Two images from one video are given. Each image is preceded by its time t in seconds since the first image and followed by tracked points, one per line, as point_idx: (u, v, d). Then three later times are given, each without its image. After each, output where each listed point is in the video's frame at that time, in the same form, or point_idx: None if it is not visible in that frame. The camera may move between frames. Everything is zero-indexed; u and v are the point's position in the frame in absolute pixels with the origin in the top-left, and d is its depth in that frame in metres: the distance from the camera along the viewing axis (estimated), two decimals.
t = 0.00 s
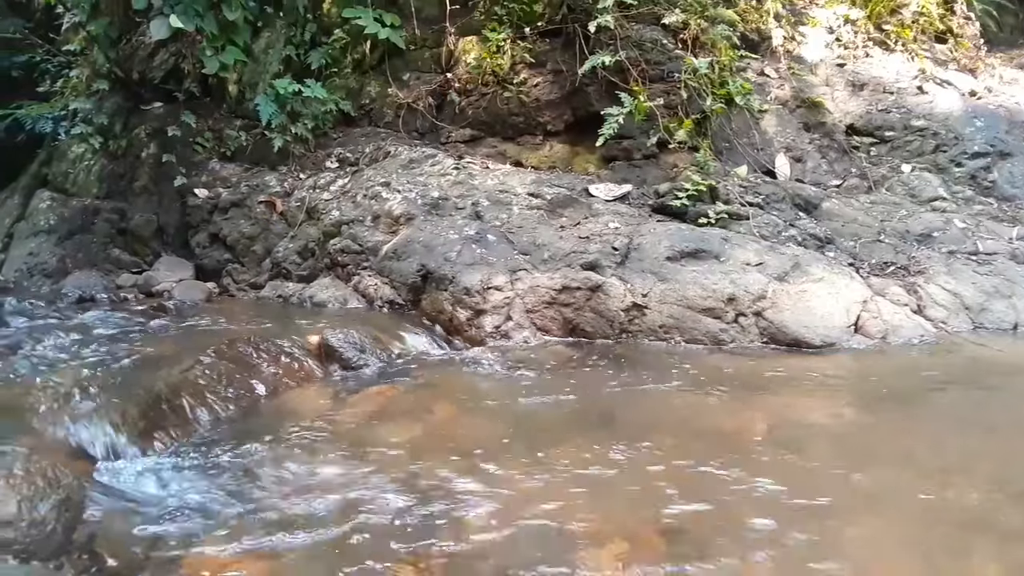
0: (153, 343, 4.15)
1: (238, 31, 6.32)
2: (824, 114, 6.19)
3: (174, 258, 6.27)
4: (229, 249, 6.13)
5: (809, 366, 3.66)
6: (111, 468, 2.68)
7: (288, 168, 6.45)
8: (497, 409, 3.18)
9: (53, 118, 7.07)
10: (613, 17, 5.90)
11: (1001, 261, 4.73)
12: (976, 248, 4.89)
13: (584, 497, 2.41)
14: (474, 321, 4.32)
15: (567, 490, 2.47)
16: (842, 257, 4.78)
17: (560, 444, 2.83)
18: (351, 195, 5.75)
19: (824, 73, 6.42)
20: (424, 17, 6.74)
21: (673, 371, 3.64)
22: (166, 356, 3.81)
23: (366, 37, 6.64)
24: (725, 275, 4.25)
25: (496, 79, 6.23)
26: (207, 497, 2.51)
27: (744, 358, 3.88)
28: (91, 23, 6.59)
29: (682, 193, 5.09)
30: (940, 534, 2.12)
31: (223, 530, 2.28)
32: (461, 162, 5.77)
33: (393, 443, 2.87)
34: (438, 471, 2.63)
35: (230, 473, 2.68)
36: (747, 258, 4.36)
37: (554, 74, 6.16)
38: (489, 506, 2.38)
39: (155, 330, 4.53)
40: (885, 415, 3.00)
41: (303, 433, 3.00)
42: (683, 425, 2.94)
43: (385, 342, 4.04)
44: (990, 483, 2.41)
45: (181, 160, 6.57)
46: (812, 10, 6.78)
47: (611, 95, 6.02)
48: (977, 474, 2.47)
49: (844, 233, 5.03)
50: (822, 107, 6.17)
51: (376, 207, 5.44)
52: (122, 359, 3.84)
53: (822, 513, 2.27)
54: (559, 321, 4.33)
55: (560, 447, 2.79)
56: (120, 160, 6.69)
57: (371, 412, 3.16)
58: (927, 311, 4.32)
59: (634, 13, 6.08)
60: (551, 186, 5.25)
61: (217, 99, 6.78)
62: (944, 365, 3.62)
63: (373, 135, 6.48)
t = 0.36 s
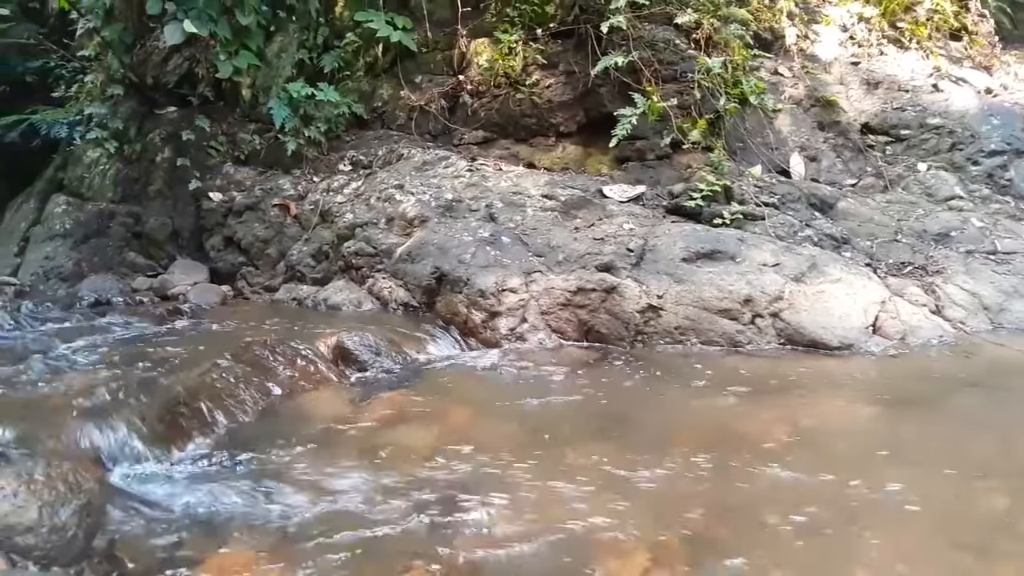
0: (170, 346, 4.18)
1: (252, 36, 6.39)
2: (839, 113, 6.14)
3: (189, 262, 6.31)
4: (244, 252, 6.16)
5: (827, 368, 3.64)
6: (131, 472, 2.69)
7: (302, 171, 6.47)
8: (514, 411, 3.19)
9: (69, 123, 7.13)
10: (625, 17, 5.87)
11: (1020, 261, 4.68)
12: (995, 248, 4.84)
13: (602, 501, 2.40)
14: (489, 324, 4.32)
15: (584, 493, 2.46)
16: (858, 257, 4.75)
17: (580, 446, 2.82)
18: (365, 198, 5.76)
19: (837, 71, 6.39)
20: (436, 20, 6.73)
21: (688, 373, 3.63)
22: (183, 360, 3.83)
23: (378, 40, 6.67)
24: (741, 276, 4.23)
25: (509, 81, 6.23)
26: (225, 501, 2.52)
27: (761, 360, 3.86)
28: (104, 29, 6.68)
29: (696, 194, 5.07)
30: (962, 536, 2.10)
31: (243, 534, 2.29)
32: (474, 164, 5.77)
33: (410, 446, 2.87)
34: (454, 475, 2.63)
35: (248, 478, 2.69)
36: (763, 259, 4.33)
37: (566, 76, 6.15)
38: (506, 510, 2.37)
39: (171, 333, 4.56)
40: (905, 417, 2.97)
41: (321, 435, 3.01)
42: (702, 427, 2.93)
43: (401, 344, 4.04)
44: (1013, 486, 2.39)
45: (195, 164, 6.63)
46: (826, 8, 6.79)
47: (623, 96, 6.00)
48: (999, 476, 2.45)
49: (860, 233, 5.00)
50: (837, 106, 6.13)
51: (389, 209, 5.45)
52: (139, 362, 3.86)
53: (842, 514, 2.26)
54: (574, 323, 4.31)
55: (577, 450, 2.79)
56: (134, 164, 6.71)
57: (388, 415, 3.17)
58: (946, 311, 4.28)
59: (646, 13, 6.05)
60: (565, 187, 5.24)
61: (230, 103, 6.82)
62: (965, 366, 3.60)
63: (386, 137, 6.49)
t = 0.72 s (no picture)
0: (184, 348, 4.21)
1: (264, 40, 6.40)
2: (853, 113, 6.10)
3: (203, 264, 6.35)
4: (257, 255, 6.19)
5: (844, 370, 3.62)
6: (148, 475, 2.71)
7: (314, 174, 6.49)
8: (529, 413, 3.18)
9: (83, 127, 7.20)
10: (636, 18, 5.87)
11: None
12: (1012, 248, 4.79)
13: (618, 503, 2.39)
14: (503, 326, 4.32)
15: (600, 496, 2.45)
16: (874, 257, 4.71)
17: (596, 449, 2.81)
18: (377, 200, 5.77)
19: (851, 71, 6.35)
20: (447, 22, 6.74)
21: (703, 375, 3.62)
22: (198, 362, 3.85)
23: (390, 42, 6.67)
24: (756, 277, 4.21)
25: (520, 83, 6.22)
26: (241, 504, 2.53)
27: (777, 362, 3.83)
28: (118, 33, 6.68)
29: (709, 195, 5.05)
30: (984, 539, 2.09)
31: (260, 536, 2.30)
32: (486, 166, 5.78)
33: (425, 449, 2.87)
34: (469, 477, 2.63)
35: (263, 480, 2.70)
36: (778, 260, 4.31)
37: (578, 77, 6.13)
38: (522, 513, 2.37)
39: (186, 336, 4.58)
40: (923, 418, 2.95)
41: (336, 438, 3.02)
42: (718, 429, 2.92)
43: (415, 346, 4.04)
44: None
45: (208, 167, 6.65)
46: (838, 7, 6.73)
47: (635, 97, 6.00)
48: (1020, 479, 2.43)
49: (875, 234, 4.96)
50: (850, 105, 6.10)
51: (402, 212, 5.44)
52: (153, 365, 3.88)
53: (860, 515, 2.25)
54: (588, 325, 4.31)
55: (594, 452, 2.78)
56: (148, 168, 6.73)
57: (402, 417, 3.17)
58: (963, 312, 4.24)
59: (658, 13, 6.05)
60: (577, 189, 5.24)
61: (243, 107, 6.85)
62: (982, 367, 3.57)
63: (398, 140, 6.50)
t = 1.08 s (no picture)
0: (198, 345, 4.22)
1: (275, 37, 6.36)
2: (867, 108, 6.07)
3: (215, 261, 6.37)
4: (270, 252, 6.20)
5: (860, 367, 3.59)
6: (163, 471, 2.72)
7: (326, 171, 6.49)
8: (543, 410, 3.18)
9: (96, 125, 7.25)
10: (649, 13, 5.85)
11: None
12: None
13: (632, 500, 2.39)
14: (516, 322, 4.32)
15: (614, 493, 2.44)
16: (889, 254, 4.68)
17: (611, 446, 2.80)
18: (389, 197, 5.77)
19: (865, 65, 6.29)
20: (458, 19, 6.73)
21: (717, 372, 3.60)
22: (211, 359, 3.86)
23: (401, 40, 6.68)
24: (771, 274, 4.19)
25: (531, 79, 6.21)
26: (256, 500, 2.53)
27: (792, 359, 3.81)
28: (131, 33, 6.67)
29: (723, 191, 5.03)
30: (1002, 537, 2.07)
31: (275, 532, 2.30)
32: (498, 162, 5.76)
33: (440, 445, 2.87)
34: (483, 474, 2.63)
35: (277, 476, 2.70)
36: (793, 257, 4.28)
37: (590, 73, 6.12)
38: (536, 509, 2.37)
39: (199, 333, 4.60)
40: (940, 416, 2.92)
41: (350, 434, 3.02)
42: (732, 427, 2.91)
43: (427, 342, 4.04)
44: None
45: (221, 165, 6.69)
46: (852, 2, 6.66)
47: (647, 93, 5.98)
48: None
49: (891, 230, 4.92)
50: (864, 101, 6.07)
51: (414, 208, 5.46)
52: (167, 361, 3.90)
53: (877, 513, 2.23)
54: (601, 322, 4.30)
55: (608, 450, 2.76)
56: (160, 165, 6.76)
57: (416, 413, 3.18)
58: (979, 309, 4.20)
59: (670, 8, 6.02)
60: (590, 185, 5.22)
61: (256, 105, 6.89)
62: (998, 365, 3.54)
63: (409, 137, 6.50)
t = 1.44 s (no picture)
0: (207, 345, 4.23)
1: (283, 38, 6.37)
2: (876, 105, 6.04)
3: (225, 261, 6.39)
4: (279, 251, 6.21)
5: (871, 366, 3.57)
6: (175, 470, 2.72)
7: (334, 171, 6.50)
8: (553, 409, 3.18)
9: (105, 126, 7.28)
10: (656, 12, 5.83)
11: None
12: None
13: (643, 500, 2.38)
14: (525, 322, 4.31)
15: (625, 493, 2.43)
16: (900, 252, 4.66)
17: (621, 446, 2.79)
18: (398, 197, 5.78)
19: (874, 63, 6.27)
20: (465, 18, 6.76)
21: (728, 371, 3.59)
22: (220, 359, 3.86)
23: (408, 40, 6.71)
24: (782, 273, 4.17)
25: (539, 78, 6.18)
26: (266, 500, 2.53)
27: (803, 358, 3.79)
28: (139, 34, 6.73)
29: (732, 190, 5.01)
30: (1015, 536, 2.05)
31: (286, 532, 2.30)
32: (506, 162, 5.76)
33: (450, 445, 2.87)
34: (493, 474, 2.63)
35: (288, 475, 2.70)
36: (804, 255, 4.26)
37: (597, 72, 6.10)
38: (548, 508, 2.36)
39: (208, 333, 4.61)
40: (952, 414, 2.91)
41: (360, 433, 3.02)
42: (743, 426, 2.90)
43: (436, 342, 4.04)
44: None
45: (230, 165, 6.71)
46: None
47: (655, 91, 5.97)
48: None
49: (901, 228, 4.90)
50: (874, 98, 6.04)
51: (423, 208, 5.47)
52: (176, 361, 3.91)
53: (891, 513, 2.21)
54: (611, 321, 4.30)
55: (619, 449, 2.76)
56: (170, 166, 6.81)
57: (426, 413, 3.18)
58: (991, 308, 4.18)
59: (678, 6, 6.02)
60: (598, 184, 5.22)
61: (264, 105, 6.86)
62: (1010, 364, 3.52)
63: (417, 136, 6.49)
